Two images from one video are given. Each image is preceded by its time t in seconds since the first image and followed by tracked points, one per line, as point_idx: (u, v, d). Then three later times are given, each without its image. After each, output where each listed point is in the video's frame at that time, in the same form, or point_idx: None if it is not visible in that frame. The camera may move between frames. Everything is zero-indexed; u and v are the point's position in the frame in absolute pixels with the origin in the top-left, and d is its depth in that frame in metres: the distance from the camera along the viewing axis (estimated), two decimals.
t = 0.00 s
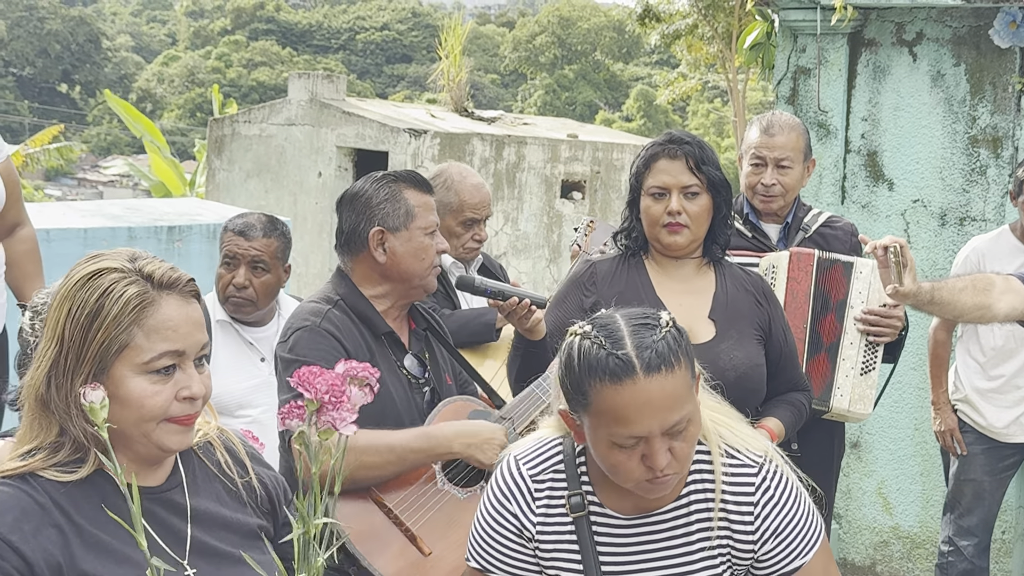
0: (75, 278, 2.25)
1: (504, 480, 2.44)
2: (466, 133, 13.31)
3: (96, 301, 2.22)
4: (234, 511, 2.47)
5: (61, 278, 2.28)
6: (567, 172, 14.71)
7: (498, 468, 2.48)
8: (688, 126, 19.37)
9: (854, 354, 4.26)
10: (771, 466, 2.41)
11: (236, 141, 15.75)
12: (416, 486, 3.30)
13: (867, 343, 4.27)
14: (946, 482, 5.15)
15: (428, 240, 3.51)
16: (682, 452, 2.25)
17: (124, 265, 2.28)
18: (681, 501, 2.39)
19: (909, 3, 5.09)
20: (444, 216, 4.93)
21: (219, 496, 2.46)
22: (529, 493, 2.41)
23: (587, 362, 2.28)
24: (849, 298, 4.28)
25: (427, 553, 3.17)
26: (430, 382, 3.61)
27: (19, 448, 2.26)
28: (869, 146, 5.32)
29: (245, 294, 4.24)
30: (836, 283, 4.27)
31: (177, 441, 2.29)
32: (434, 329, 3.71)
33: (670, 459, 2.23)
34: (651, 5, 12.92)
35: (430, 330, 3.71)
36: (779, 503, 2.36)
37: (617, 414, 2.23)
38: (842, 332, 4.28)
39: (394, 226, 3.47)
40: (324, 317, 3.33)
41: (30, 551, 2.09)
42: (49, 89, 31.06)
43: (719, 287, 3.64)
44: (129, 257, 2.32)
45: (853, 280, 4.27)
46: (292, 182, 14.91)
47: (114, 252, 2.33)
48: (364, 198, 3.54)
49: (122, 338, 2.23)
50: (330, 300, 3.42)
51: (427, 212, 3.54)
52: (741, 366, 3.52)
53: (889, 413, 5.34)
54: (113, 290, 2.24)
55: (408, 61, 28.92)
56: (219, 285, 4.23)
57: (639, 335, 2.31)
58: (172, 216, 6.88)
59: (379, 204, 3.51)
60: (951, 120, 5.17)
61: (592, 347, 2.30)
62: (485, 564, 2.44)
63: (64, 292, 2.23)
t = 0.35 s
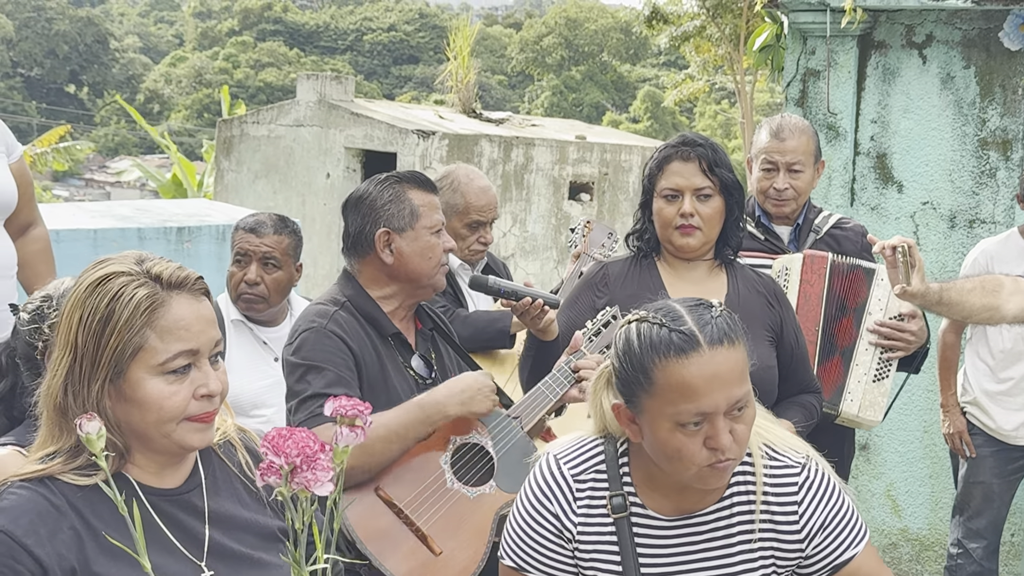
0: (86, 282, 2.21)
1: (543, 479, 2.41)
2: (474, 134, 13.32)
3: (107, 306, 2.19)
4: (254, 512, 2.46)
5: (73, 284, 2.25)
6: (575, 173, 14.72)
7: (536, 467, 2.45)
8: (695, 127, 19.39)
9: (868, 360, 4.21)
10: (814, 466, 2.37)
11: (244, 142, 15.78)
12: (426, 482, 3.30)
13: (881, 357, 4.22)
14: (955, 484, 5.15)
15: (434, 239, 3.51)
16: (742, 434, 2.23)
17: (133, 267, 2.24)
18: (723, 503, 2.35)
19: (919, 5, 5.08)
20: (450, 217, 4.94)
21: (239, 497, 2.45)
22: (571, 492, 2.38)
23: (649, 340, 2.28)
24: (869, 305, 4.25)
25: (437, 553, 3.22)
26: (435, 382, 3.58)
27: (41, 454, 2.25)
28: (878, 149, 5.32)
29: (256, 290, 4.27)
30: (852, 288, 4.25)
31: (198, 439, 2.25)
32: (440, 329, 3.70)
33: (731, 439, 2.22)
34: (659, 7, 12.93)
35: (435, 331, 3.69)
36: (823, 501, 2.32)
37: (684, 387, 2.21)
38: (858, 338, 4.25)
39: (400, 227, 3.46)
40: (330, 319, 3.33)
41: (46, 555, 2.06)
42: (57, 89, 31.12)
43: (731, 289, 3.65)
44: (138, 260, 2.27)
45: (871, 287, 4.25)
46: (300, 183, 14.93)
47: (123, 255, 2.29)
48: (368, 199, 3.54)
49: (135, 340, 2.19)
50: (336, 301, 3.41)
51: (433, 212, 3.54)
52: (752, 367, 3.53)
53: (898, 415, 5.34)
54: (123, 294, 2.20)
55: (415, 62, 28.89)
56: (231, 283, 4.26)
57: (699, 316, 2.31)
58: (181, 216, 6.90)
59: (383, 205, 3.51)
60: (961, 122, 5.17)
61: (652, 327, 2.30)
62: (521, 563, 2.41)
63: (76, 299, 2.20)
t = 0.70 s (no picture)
0: (119, 275, 2.21)
1: (586, 488, 2.41)
2: (481, 136, 13.32)
3: (139, 299, 2.18)
4: (294, 508, 2.36)
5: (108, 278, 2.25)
6: (582, 175, 14.72)
7: (575, 476, 2.46)
8: (701, 129, 19.40)
9: (880, 374, 4.12)
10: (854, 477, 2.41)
11: (251, 143, 15.79)
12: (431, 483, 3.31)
13: (894, 376, 4.12)
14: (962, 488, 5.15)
15: (429, 241, 3.48)
16: (790, 438, 2.24)
17: (164, 260, 2.23)
18: (765, 515, 2.39)
19: (927, 9, 5.07)
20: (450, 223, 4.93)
21: (279, 494, 2.36)
22: (614, 500, 2.39)
23: (702, 340, 2.31)
24: (891, 320, 4.13)
25: (440, 554, 3.20)
26: (440, 386, 3.60)
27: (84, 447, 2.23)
28: (886, 152, 5.32)
29: (292, 291, 4.29)
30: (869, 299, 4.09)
31: (233, 428, 2.22)
32: (446, 333, 3.70)
33: (780, 442, 2.22)
34: (666, 9, 12.94)
35: (440, 334, 3.70)
36: (863, 508, 2.35)
37: (736, 386, 2.23)
38: (875, 350, 4.13)
39: (390, 227, 3.48)
40: (334, 322, 3.33)
41: (92, 542, 2.02)
42: (63, 90, 31.15)
43: (741, 293, 3.65)
44: (170, 254, 2.27)
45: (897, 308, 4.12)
46: (307, 184, 14.95)
47: (155, 250, 2.29)
48: (366, 202, 3.56)
49: (165, 331, 2.17)
50: (340, 304, 3.42)
51: (429, 213, 3.52)
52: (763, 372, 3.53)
53: (906, 419, 5.34)
54: (153, 285, 2.19)
55: (421, 63, 28.87)
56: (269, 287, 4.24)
57: (753, 320, 2.33)
58: (188, 218, 6.91)
59: (378, 207, 3.53)
60: (970, 126, 5.17)
61: (706, 328, 2.33)
62: (559, 571, 2.40)
63: (111, 294, 2.19)
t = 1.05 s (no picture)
0: (122, 284, 2.23)
1: (599, 489, 2.40)
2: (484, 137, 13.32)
3: (138, 305, 2.19)
4: (309, 511, 2.35)
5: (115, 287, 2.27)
6: (585, 178, 14.73)
7: (587, 477, 2.44)
8: (704, 132, 19.42)
9: (891, 391, 4.09)
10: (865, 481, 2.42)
11: (254, 144, 15.80)
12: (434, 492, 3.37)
13: (905, 393, 4.09)
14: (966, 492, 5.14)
15: (421, 242, 3.46)
16: (790, 466, 2.23)
17: (164, 265, 2.24)
18: (779, 518, 2.38)
19: (932, 11, 5.06)
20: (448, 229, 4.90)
21: (293, 495, 2.35)
22: (628, 502, 2.38)
23: (716, 354, 2.28)
24: (910, 335, 4.08)
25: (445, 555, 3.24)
26: (443, 388, 3.56)
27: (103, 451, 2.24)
28: (892, 154, 5.32)
29: (308, 283, 4.29)
30: (875, 304, 4.03)
31: (238, 430, 2.21)
32: (449, 334, 3.67)
33: (777, 469, 2.21)
34: (671, 11, 12.93)
35: (444, 336, 3.67)
36: (876, 514, 2.38)
37: (738, 411, 2.22)
38: (889, 364, 4.09)
39: (382, 228, 3.48)
40: (336, 321, 3.33)
41: (104, 542, 2.02)
42: (67, 90, 31.22)
43: (747, 296, 3.65)
44: (173, 258, 2.27)
45: (919, 322, 4.06)
46: (310, 185, 14.96)
47: (159, 255, 2.30)
48: (363, 203, 3.57)
49: (163, 336, 2.17)
50: (342, 305, 3.42)
51: (423, 214, 3.50)
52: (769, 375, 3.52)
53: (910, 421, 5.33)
54: (151, 291, 2.20)
55: (424, 64, 28.93)
56: (287, 281, 4.24)
57: (775, 340, 2.30)
58: (193, 218, 6.91)
59: (371, 208, 3.53)
60: (975, 129, 5.15)
61: (725, 341, 2.30)
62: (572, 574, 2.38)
63: (114, 305, 2.22)
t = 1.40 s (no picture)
0: (111, 286, 2.23)
1: (598, 486, 2.40)
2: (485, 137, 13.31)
3: (124, 306, 2.19)
4: (309, 513, 2.35)
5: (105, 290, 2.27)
6: (586, 177, 14.73)
7: (586, 474, 2.44)
8: (705, 131, 19.43)
9: (907, 405, 3.99)
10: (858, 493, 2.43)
11: (255, 143, 15.78)
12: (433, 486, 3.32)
13: (920, 407, 4.00)
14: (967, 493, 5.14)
15: (446, 250, 3.43)
16: (770, 476, 2.23)
17: (150, 265, 2.23)
18: (775, 517, 2.39)
19: (933, 11, 5.06)
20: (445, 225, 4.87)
21: (294, 497, 2.35)
22: (626, 500, 2.37)
23: (704, 361, 2.28)
24: (929, 352, 3.98)
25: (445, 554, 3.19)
26: (443, 387, 3.57)
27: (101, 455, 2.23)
28: (892, 155, 5.32)
29: (306, 275, 4.29)
30: (874, 303, 4.00)
31: (227, 433, 2.19)
32: (445, 332, 3.65)
33: (756, 480, 2.22)
34: (673, 10, 12.91)
35: (439, 334, 3.65)
36: (863, 528, 2.39)
37: (719, 421, 2.22)
38: (907, 379, 3.99)
39: (415, 236, 3.38)
40: (336, 323, 3.29)
41: (103, 547, 2.01)
42: (66, 89, 31.18)
43: (748, 295, 3.64)
44: (161, 258, 2.27)
45: (940, 336, 3.96)
46: (310, 185, 14.95)
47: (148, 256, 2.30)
48: (385, 207, 3.43)
49: (148, 336, 2.17)
50: (341, 306, 3.37)
51: (446, 222, 3.46)
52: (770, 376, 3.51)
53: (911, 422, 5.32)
54: (136, 291, 2.19)
55: (424, 64, 28.94)
56: (286, 274, 4.24)
57: (764, 352, 2.28)
58: (193, 217, 6.90)
59: (400, 213, 3.41)
60: (976, 129, 5.15)
61: (715, 349, 2.29)
62: (573, 571, 2.39)
63: (103, 307, 2.22)
